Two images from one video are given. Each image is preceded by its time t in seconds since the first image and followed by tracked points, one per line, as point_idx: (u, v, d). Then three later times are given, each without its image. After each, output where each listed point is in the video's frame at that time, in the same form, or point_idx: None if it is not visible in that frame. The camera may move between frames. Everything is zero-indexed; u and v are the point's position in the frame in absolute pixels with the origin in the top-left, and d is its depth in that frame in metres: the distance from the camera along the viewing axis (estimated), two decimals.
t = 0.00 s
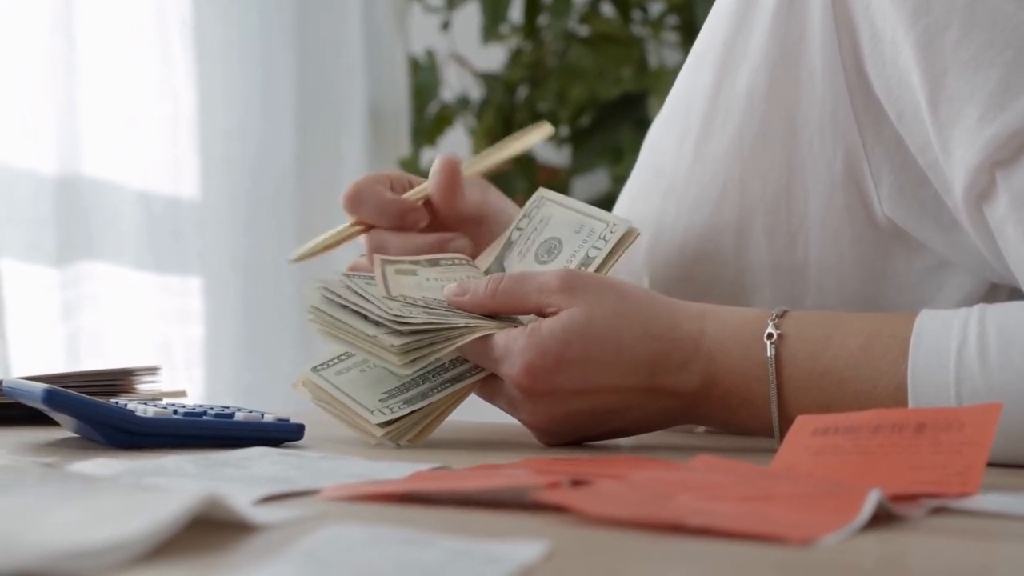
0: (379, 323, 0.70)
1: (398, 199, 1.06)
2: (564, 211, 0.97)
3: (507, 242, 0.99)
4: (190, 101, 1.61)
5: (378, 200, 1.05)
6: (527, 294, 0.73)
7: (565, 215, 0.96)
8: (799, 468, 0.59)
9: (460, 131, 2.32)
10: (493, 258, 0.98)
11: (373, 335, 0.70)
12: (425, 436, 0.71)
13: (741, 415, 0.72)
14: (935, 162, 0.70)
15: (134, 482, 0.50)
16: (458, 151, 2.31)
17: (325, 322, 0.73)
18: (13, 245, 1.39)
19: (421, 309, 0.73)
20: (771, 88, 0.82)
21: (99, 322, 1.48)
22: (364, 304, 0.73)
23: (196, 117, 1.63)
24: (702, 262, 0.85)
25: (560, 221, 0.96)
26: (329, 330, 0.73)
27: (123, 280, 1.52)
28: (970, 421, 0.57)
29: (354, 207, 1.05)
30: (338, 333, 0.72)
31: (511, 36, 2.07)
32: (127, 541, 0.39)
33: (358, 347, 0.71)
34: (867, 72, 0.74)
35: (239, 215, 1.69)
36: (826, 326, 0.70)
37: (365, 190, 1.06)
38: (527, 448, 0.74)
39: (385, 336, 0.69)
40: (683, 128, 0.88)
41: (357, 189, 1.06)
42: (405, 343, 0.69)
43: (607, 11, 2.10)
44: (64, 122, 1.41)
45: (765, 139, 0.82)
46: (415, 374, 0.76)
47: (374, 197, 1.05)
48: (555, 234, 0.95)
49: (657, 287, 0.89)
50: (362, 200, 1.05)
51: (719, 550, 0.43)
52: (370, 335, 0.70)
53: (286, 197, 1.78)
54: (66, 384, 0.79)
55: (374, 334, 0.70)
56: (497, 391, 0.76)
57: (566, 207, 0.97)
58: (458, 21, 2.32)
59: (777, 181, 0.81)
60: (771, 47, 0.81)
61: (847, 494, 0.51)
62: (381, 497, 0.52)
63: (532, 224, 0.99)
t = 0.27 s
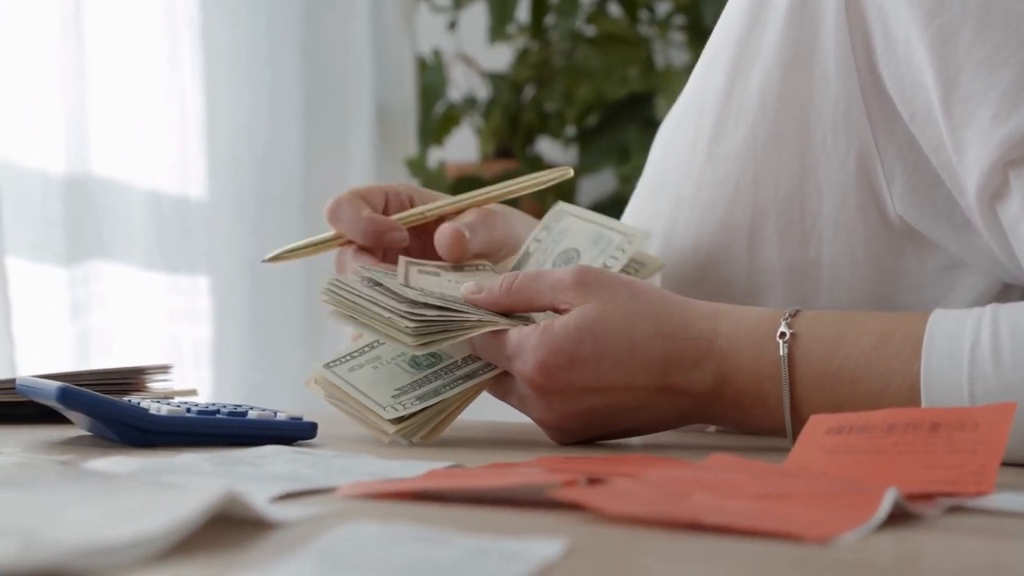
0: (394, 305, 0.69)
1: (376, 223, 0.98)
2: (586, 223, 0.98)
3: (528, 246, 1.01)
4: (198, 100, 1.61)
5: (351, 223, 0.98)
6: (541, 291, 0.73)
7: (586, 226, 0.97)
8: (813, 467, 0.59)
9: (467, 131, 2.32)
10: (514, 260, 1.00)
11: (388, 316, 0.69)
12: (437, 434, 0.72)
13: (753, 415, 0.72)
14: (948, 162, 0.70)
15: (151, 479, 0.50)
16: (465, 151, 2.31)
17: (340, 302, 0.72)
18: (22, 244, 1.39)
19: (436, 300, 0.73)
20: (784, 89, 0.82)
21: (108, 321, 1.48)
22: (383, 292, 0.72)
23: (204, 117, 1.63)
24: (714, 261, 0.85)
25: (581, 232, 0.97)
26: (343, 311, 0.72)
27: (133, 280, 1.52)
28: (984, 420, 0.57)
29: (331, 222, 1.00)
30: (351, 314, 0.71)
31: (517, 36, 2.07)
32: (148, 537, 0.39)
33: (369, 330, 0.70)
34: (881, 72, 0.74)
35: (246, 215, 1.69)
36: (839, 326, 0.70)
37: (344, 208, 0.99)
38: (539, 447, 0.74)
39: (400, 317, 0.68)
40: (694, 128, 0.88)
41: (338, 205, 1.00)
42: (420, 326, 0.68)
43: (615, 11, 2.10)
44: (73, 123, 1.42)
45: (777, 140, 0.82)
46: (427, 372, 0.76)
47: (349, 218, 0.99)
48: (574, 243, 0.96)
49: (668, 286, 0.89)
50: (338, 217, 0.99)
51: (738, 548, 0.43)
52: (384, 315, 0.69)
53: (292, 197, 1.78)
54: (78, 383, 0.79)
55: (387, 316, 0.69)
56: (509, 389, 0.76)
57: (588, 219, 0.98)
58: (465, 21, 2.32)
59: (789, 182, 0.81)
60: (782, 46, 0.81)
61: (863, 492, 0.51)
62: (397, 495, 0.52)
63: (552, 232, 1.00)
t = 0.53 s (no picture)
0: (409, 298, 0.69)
1: (409, 208, 0.99)
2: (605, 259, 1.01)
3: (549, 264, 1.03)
4: (204, 100, 1.62)
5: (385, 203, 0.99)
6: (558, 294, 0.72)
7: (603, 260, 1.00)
8: (824, 468, 0.59)
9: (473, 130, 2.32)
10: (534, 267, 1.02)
11: (404, 309, 0.69)
12: (448, 431, 0.72)
13: (763, 416, 0.72)
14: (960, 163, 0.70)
15: (167, 478, 0.50)
16: (470, 151, 2.31)
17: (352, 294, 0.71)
18: (26, 242, 1.39)
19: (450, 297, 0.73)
20: (796, 90, 0.82)
21: (115, 321, 1.48)
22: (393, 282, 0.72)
23: (210, 117, 1.63)
24: (723, 259, 0.85)
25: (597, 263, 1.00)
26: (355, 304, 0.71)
27: (139, 279, 1.53)
28: (996, 420, 0.58)
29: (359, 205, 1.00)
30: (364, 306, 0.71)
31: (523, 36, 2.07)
32: (168, 537, 0.39)
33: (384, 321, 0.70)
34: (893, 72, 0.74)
35: (252, 214, 1.69)
36: (850, 326, 0.70)
37: (377, 192, 1.00)
38: (549, 447, 0.74)
39: (415, 309, 0.68)
40: (705, 129, 0.88)
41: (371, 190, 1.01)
42: (435, 318, 0.68)
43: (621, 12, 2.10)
44: (80, 123, 1.42)
45: (788, 140, 0.82)
46: (437, 369, 0.76)
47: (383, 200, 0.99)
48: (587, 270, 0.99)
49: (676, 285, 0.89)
50: (369, 200, 1.00)
51: (756, 548, 0.43)
52: (398, 308, 0.69)
53: (297, 197, 1.78)
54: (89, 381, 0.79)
55: (402, 308, 0.69)
56: (520, 387, 0.76)
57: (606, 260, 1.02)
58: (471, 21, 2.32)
59: (800, 182, 0.82)
60: (795, 45, 0.81)
61: (878, 492, 0.51)
62: (411, 495, 0.52)
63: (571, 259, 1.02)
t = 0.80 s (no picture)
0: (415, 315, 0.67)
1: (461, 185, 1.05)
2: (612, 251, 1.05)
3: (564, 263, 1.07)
4: (209, 100, 1.62)
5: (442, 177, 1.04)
6: (566, 302, 0.73)
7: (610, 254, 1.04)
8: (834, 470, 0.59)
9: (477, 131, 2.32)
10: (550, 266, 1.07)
11: (416, 324, 0.67)
12: (458, 437, 0.72)
13: (773, 416, 0.72)
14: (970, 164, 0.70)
15: (182, 478, 0.50)
16: (475, 151, 2.31)
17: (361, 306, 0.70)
18: (30, 242, 1.39)
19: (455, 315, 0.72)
20: (805, 90, 0.82)
21: (120, 321, 1.48)
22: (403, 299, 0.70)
23: (216, 117, 1.63)
24: (733, 262, 0.86)
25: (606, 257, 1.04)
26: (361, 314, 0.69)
27: (144, 279, 1.53)
28: (1008, 423, 0.58)
29: (415, 181, 1.03)
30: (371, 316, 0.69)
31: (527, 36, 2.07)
32: (185, 538, 0.39)
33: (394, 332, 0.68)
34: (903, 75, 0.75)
35: (257, 214, 1.69)
36: (859, 329, 0.70)
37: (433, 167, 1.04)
38: (559, 448, 0.74)
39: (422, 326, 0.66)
40: (714, 130, 0.88)
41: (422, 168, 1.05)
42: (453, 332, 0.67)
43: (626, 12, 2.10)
44: (84, 123, 1.42)
45: (796, 140, 0.82)
46: (446, 374, 0.76)
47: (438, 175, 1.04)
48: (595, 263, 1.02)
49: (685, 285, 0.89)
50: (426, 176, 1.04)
51: (771, 549, 0.43)
52: (410, 321, 0.67)
53: (301, 196, 1.78)
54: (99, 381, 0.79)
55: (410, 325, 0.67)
56: (529, 391, 0.76)
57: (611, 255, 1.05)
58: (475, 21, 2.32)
59: (808, 182, 0.81)
60: (802, 46, 0.82)
61: (891, 494, 0.51)
62: (425, 496, 0.52)
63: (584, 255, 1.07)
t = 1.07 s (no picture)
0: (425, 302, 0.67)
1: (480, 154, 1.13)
2: (624, 227, 0.92)
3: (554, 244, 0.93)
4: (214, 100, 1.62)
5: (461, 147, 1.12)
6: (573, 297, 0.73)
7: (615, 221, 0.94)
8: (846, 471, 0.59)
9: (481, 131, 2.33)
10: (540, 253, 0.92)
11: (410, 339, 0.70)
12: (467, 437, 0.72)
13: (781, 419, 0.72)
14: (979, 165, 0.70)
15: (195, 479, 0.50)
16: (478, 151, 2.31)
17: (373, 295, 0.69)
18: (36, 242, 1.40)
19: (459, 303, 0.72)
20: (812, 93, 0.85)
21: (124, 321, 1.48)
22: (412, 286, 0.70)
23: (220, 117, 1.63)
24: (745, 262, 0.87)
25: (620, 245, 0.91)
26: (376, 307, 0.69)
27: (149, 279, 1.53)
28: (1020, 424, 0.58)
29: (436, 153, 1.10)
30: (385, 309, 0.69)
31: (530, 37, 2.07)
32: (201, 539, 0.39)
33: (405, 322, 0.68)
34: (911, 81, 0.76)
35: (262, 215, 1.70)
36: (869, 331, 0.70)
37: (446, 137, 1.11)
38: (569, 449, 0.74)
39: (433, 313, 0.67)
40: (722, 132, 0.90)
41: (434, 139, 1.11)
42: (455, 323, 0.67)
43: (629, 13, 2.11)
44: (88, 122, 1.42)
45: (805, 142, 0.85)
46: (455, 373, 0.76)
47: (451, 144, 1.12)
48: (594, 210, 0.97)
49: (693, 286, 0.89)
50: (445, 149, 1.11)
51: (786, 550, 0.43)
52: (416, 308, 0.67)
53: (305, 197, 1.78)
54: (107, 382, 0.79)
55: (420, 312, 0.67)
56: (539, 392, 0.76)
57: (618, 224, 0.94)
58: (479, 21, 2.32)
59: (816, 184, 0.84)
60: (813, 50, 0.84)
61: (905, 495, 0.51)
62: (439, 497, 0.52)
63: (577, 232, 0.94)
